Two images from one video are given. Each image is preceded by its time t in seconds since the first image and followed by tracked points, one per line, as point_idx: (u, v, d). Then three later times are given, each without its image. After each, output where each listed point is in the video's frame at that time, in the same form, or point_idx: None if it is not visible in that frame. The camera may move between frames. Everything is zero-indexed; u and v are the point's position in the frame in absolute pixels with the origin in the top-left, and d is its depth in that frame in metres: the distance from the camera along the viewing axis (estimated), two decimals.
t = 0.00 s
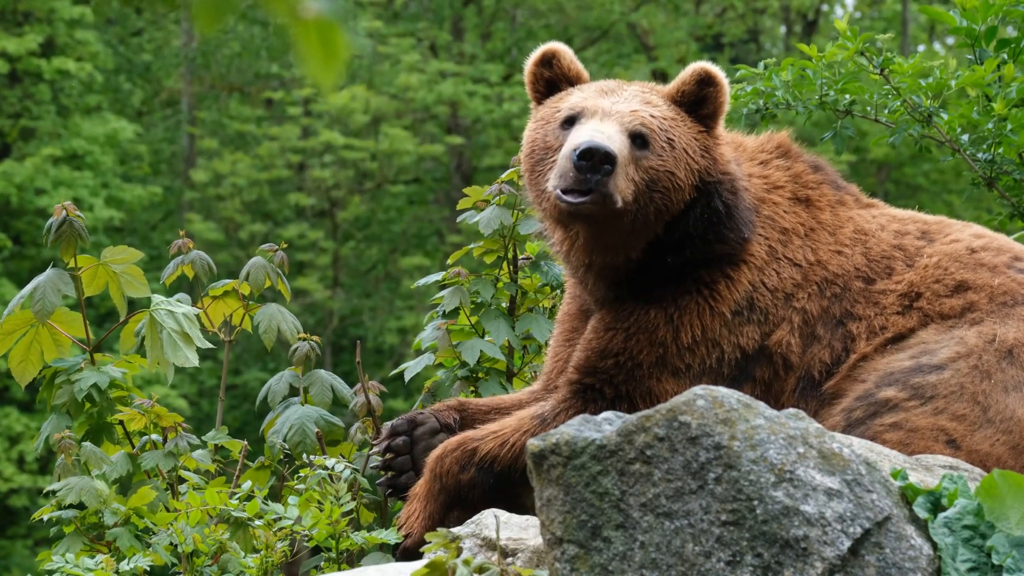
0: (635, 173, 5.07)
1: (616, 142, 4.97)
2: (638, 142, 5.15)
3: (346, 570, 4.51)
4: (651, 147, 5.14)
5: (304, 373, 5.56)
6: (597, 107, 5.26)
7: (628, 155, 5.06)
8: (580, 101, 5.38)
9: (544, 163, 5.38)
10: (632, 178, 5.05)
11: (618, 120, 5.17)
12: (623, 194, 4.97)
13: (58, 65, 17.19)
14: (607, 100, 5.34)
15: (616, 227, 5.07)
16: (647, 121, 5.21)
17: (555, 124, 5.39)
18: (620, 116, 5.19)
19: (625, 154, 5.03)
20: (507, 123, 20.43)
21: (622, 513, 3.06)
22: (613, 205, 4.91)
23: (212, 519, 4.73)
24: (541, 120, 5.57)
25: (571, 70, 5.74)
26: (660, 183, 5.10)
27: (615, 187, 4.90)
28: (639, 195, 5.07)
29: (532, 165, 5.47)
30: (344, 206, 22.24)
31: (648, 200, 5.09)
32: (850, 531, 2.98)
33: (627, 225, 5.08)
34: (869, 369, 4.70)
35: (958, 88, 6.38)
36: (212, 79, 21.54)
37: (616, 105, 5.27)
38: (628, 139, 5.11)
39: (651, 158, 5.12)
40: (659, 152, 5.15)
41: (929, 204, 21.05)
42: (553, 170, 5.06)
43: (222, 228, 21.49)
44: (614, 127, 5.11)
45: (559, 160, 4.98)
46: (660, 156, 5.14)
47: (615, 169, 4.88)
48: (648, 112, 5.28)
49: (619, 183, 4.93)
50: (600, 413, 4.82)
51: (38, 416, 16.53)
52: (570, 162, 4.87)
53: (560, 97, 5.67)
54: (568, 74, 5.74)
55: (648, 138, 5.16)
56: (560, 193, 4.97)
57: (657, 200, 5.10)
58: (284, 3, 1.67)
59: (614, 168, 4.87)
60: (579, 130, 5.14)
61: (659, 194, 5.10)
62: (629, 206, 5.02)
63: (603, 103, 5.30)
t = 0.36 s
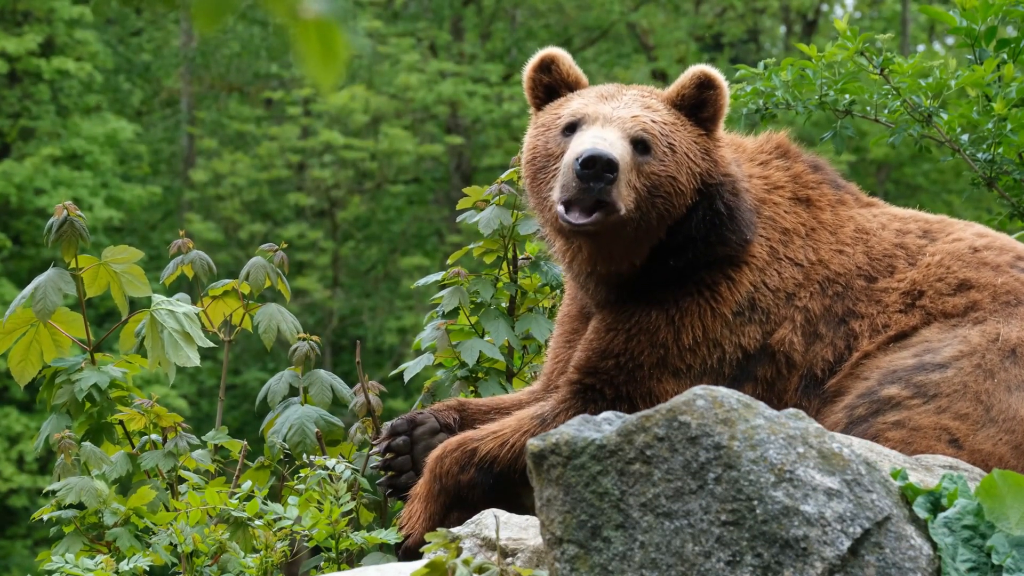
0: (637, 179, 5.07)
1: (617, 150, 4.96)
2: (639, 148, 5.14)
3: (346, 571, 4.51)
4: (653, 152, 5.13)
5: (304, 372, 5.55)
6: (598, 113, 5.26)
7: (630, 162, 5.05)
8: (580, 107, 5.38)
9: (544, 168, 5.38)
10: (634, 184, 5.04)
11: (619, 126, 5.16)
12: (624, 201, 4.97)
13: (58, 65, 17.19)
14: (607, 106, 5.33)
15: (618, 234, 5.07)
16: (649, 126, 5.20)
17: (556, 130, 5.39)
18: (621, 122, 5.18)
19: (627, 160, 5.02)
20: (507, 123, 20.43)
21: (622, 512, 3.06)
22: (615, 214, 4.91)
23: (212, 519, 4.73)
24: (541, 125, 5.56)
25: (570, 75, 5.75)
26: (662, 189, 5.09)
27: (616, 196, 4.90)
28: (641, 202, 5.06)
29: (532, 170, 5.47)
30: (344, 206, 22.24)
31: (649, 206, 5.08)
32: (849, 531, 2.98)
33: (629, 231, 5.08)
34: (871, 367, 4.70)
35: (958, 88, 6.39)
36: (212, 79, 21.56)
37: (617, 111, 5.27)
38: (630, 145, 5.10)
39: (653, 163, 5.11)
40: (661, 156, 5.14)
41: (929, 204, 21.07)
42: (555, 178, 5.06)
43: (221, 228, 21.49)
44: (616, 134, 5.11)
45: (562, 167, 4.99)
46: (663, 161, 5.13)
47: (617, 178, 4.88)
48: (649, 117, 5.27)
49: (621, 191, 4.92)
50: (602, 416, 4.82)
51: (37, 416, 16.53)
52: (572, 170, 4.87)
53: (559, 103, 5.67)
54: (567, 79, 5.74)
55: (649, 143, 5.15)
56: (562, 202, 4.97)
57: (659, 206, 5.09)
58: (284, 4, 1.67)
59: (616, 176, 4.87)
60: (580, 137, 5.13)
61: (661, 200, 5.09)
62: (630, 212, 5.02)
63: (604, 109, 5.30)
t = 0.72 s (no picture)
0: (632, 169, 5.08)
1: (610, 137, 4.97)
2: (635, 137, 5.15)
3: (345, 570, 4.51)
4: (648, 142, 5.13)
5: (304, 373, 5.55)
6: (593, 103, 5.26)
7: (624, 151, 5.06)
8: (577, 98, 5.39)
9: (541, 160, 5.38)
10: (629, 174, 5.05)
11: (615, 115, 5.17)
12: (616, 188, 4.98)
13: (58, 65, 17.19)
14: (605, 97, 5.34)
15: (613, 224, 5.08)
16: (645, 116, 5.21)
17: (552, 121, 5.40)
18: (616, 112, 5.19)
19: (623, 148, 5.03)
20: (507, 123, 20.43)
21: (622, 513, 3.06)
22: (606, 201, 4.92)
23: (212, 519, 4.73)
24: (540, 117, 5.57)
25: (571, 69, 5.74)
26: (658, 180, 5.09)
27: (606, 182, 4.92)
28: (636, 192, 5.07)
29: (530, 162, 5.48)
30: (344, 206, 22.23)
31: (645, 197, 5.09)
32: (849, 531, 2.98)
33: (624, 222, 5.09)
34: (871, 370, 4.70)
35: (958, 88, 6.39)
36: (212, 79, 21.58)
37: (614, 101, 5.28)
38: (625, 134, 5.11)
39: (648, 153, 5.12)
40: (656, 146, 5.15)
41: (929, 204, 21.06)
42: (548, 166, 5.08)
43: (221, 228, 21.49)
44: (610, 122, 5.12)
45: (554, 155, 5.01)
46: (658, 151, 5.14)
47: (608, 164, 4.90)
48: (646, 107, 5.27)
49: (612, 177, 4.94)
50: (601, 411, 4.82)
51: (37, 416, 16.53)
52: (562, 156, 4.89)
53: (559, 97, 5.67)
54: (567, 73, 5.74)
55: (645, 133, 5.15)
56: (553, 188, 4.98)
57: (656, 197, 5.10)
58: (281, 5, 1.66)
59: (605, 161, 4.89)
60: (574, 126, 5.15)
61: (657, 190, 5.09)
62: (624, 201, 5.03)
63: (601, 99, 5.30)
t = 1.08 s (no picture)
0: (624, 162, 5.09)
1: (601, 130, 4.99)
2: (627, 132, 5.15)
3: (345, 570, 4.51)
4: (641, 136, 5.14)
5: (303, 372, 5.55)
6: (586, 98, 5.27)
7: (616, 144, 5.07)
8: (572, 93, 5.40)
9: (536, 156, 5.39)
10: (621, 168, 5.07)
11: (608, 109, 5.18)
12: (608, 181, 4.99)
13: (57, 65, 17.18)
14: (600, 92, 5.34)
15: (605, 218, 5.09)
16: (638, 110, 5.22)
17: (547, 117, 5.41)
18: (610, 106, 5.20)
19: (614, 142, 5.05)
20: (507, 123, 20.44)
21: (621, 512, 3.06)
22: (596, 192, 4.94)
23: (212, 519, 4.73)
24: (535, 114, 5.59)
25: (568, 65, 5.74)
26: (651, 174, 5.10)
27: (596, 174, 4.93)
28: (629, 186, 5.08)
29: (525, 159, 5.49)
30: (344, 206, 22.22)
31: (637, 191, 5.10)
32: (849, 531, 2.98)
33: (616, 216, 5.10)
34: (870, 371, 4.69)
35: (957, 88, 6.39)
36: (211, 79, 21.59)
37: (608, 96, 5.28)
38: (617, 128, 5.12)
39: (641, 147, 5.12)
40: (650, 141, 5.15)
41: (928, 204, 21.05)
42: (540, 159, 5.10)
43: (221, 228, 21.48)
44: (603, 116, 5.13)
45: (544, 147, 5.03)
46: (652, 146, 5.14)
47: (596, 155, 4.92)
48: (641, 102, 5.28)
49: (601, 169, 4.95)
50: (600, 409, 4.81)
51: (37, 416, 16.53)
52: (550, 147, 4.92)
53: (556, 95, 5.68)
54: (563, 69, 5.75)
55: (638, 127, 5.16)
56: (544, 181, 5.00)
57: (649, 191, 5.10)
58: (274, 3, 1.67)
59: (593, 153, 4.90)
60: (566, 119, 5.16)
61: (650, 185, 5.10)
62: (616, 194, 5.04)
63: (595, 94, 5.31)
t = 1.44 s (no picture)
0: (608, 164, 5.10)
1: (583, 134, 5.01)
2: (611, 134, 5.16)
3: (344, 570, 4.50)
4: (625, 138, 5.15)
5: (302, 372, 5.55)
6: (570, 100, 5.29)
7: (598, 147, 5.09)
8: (557, 96, 5.42)
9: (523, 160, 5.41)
10: (604, 170, 5.08)
11: (592, 112, 5.19)
12: (591, 184, 5.01)
13: (57, 65, 17.17)
14: (586, 94, 5.35)
15: (591, 220, 5.12)
16: (622, 112, 5.22)
17: (532, 120, 5.43)
18: (594, 108, 5.21)
19: (596, 145, 5.06)
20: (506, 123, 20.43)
21: (621, 512, 3.06)
22: (578, 196, 4.97)
23: (211, 519, 4.73)
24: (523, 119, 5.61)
25: (548, 68, 5.76)
26: (635, 175, 5.11)
27: (578, 178, 4.95)
28: (613, 187, 5.10)
29: (514, 164, 5.51)
30: (343, 206, 22.20)
31: (622, 193, 5.11)
32: (848, 531, 2.98)
33: (602, 217, 5.13)
34: (868, 372, 4.69)
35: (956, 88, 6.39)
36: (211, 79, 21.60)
37: (592, 98, 5.29)
38: (600, 131, 5.13)
39: (625, 149, 5.14)
40: (634, 142, 5.16)
41: (928, 204, 21.04)
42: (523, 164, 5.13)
43: (220, 228, 21.48)
44: (586, 119, 5.14)
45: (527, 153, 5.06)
46: (636, 147, 5.15)
47: (578, 159, 4.94)
48: (625, 103, 5.29)
49: (584, 173, 4.97)
50: (597, 410, 4.82)
51: (37, 416, 16.54)
52: (532, 153, 4.95)
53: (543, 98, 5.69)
54: (544, 74, 5.75)
55: (621, 129, 5.17)
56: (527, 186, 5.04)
57: (634, 193, 5.12)
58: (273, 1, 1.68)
59: (574, 157, 4.93)
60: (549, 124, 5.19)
61: (635, 186, 5.11)
62: (600, 197, 5.06)
63: (579, 96, 5.32)
